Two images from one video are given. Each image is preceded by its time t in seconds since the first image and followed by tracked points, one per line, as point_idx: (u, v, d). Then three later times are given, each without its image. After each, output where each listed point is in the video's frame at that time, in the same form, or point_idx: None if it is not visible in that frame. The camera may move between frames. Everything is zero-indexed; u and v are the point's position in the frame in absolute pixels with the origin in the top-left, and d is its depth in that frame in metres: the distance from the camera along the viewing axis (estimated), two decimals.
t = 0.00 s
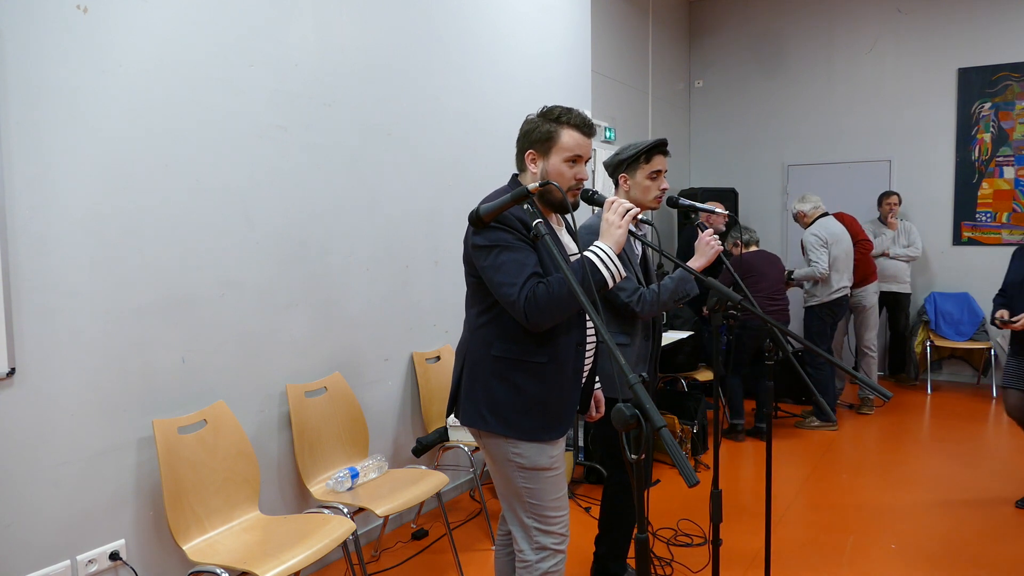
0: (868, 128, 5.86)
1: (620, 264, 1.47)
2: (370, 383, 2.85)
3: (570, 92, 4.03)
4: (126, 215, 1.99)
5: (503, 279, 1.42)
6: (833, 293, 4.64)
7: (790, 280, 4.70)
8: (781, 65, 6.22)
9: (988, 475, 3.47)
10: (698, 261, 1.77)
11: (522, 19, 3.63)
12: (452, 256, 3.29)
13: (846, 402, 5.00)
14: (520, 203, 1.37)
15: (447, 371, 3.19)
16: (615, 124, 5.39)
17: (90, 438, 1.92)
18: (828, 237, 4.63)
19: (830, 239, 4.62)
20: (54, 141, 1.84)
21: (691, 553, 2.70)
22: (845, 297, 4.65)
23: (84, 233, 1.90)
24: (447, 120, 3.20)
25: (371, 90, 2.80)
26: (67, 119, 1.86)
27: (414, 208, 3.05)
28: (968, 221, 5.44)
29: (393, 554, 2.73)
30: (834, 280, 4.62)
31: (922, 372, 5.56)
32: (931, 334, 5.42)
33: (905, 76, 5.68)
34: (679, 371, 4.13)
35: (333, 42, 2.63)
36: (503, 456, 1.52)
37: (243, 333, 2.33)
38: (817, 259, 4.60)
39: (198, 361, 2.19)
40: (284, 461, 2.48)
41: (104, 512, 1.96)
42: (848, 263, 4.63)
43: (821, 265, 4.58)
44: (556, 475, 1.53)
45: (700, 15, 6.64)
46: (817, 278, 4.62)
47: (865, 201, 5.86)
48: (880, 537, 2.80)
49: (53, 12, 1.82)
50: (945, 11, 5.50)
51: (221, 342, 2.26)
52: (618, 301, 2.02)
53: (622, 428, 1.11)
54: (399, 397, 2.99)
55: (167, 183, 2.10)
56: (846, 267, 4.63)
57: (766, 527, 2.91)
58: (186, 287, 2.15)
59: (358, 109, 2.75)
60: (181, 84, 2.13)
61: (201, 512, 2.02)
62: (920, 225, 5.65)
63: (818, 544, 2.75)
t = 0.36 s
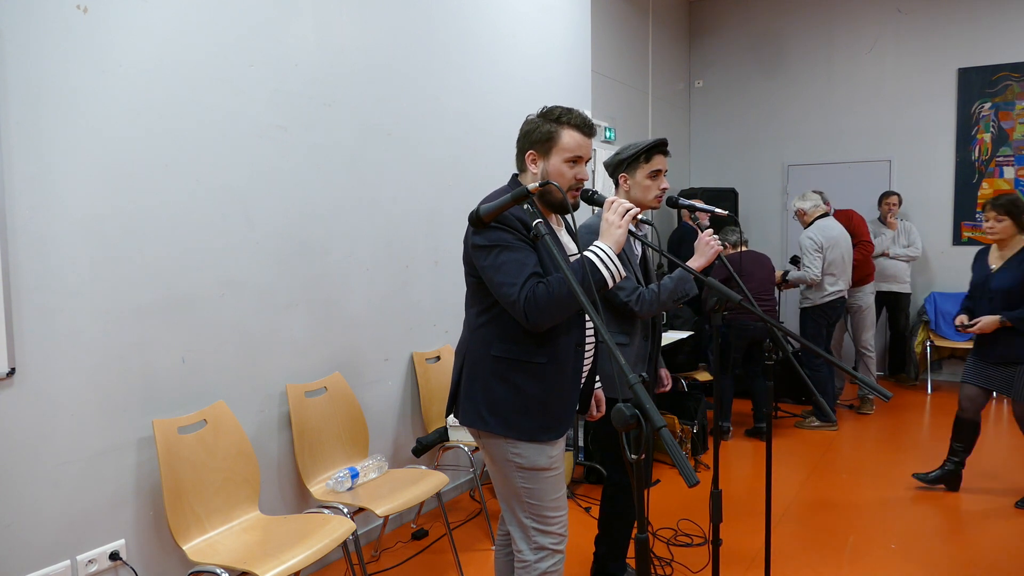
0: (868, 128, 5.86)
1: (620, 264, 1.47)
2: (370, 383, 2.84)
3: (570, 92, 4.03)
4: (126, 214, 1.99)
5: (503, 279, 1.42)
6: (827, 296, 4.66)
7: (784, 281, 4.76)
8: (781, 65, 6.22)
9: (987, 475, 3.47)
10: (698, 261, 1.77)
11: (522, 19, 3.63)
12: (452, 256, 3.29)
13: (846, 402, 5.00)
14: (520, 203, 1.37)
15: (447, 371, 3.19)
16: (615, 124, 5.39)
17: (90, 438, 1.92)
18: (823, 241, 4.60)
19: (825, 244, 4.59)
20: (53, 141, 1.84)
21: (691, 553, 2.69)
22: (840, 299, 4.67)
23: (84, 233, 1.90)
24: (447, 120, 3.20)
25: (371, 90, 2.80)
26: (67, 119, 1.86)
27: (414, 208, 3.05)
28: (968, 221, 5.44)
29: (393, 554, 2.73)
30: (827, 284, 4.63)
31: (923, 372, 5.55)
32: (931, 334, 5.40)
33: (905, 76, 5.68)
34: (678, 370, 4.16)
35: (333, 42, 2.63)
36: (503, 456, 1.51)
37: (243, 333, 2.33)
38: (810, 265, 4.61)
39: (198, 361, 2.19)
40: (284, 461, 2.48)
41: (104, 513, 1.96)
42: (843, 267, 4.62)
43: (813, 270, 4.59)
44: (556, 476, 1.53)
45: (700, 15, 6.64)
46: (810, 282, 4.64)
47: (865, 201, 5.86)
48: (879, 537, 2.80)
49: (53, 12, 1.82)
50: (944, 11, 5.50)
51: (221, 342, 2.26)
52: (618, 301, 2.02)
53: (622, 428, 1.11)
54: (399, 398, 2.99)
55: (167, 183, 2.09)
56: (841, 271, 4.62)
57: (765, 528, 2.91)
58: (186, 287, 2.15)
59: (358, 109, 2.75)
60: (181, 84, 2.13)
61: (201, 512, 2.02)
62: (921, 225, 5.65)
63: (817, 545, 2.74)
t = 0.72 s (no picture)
0: (868, 128, 5.86)
1: (620, 264, 1.47)
2: (370, 383, 2.84)
3: (569, 92, 4.03)
4: (126, 214, 1.99)
5: (503, 279, 1.42)
6: (824, 296, 4.67)
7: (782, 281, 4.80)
8: (781, 65, 6.22)
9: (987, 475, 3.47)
10: (698, 261, 1.78)
11: (522, 19, 3.63)
12: (452, 256, 3.29)
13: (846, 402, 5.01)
14: (520, 203, 1.37)
15: (446, 371, 3.18)
16: (615, 124, 5.39)
17: (90, 437, 1.92)
18: (821, 241, 4.61)
19: (823, 244, 4.60)
20: (53, 141, 1.84)
21: (691, 553, 2.69)
22: (837, 300, 4.66)
23: (84, 232, 1.90)
24: (447, 120, 3.20)
25: (371, 90, 2.80)
26: (68, 120, 1.86)
27: (414, 208, 3.05)
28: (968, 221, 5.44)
29: (393, 554, 2.73)
30: (823, 284, 4.64)
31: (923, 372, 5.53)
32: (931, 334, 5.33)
33: (905, 76, 5.68)
34: (678, 371, 4.16)
35: (333, 42, 2.63)
36: (504, 457, 1.51)
37: (243, 333, 2.33)
38: (806, 264, 4.66)
39: (198, 361, 2.19)
40: (284, 461, 2.48)
41: (104, 513, 1.96)
42: (842, 267, 4.60)
43: (809, 270, 4.63)
44: (556, 476, 1.54)
45: (700, 15, 6.64)
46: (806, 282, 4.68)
47: (864, 201, 5.86)
48: (879, 537, 2.80)
49: (53, 12, 1.82)
50: (944, 11, 5.50)
51: (222, 342, 2.26)
52: (618, 301, 2.02)
53: (622, 428, 1.11)
54: (399, 398, 2.99)
55: (167, 183, 2.10)
56: (839, 271, 4.60)
57: (765, 527, 2.91)
58: (185, 287, 2.15)
59: (358, 109, 2.75)
60: (181, 84, 2.13)
61: (201, 512, 2.02)
62: (921, 225, 5.65)
63: (817, 545, 2.74)
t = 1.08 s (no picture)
0: (868, 128, 5.86)
1: (620, 264, 1.47)
2: (370, 382, 2.85)
3: (569, 92, 4.03)
4: (126, 214, 1.99)
5: (503, 279, 1.42)
6: (826, 296, 4.67)
7: (783, 279, 4.73)
8: (781, 65, 6.22)
9: (986, 474, 3.48)
10: (698, 261, 1.78)
11: (522, 19, 3.63)
12: (452, 256, 3.29)
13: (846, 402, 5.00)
14: (520, 202, 1.37)
15: (446, 371, 3.18)
16: (615, 124, 5.39)
17: (90, 437, 1.92)
18: (827, 240, 4.58)
19: (829, 243, 4.57)
20: (53, 141, 1.84)
21: (691, 553, 2.69)
22: (837, 301, 4.69)
23: (85, 232, 1.90)
24: (447, 120, 3.20)
25: (371, 90, 2.80)
26: (68, 119, 1.86)
27: (414, 208, 3.05)
28: (968, 221, 5.44)
29: (393, 554, 2.73)
30: (826, 284, 4.64)
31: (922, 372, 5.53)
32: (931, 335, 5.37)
33: (905, 75, 5.68)
34: (678, 371, 4.17)
35: (333, 42, 2.63)
36: (503, 456, 1.51)
37: (243, 333, 2.33)
38: (810, 262, 4.60)
39: (198, 361, 2.19)
40: (284, 461, 2.48)
41: (104, 512, 1.96)
42: (844, 268, 4.62)
43: (814, 267, 4.58)
44: (555, 476, 1.53)
45: (700, 15, 6.64)
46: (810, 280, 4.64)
47: (864, 201, 5.86)
48: (880, 537, 2.80)
49: (53, 12, 1.82)
50: (944, 11, 5.50)
51: (222, 342, 2.26)
52: (618, 301, 2.01)
53: (622, 427, 1.11)
54: (399, 398, 2.99)
55: (168, 183, 2.10)
56: (841, 271, 4.61)
57: (765, 528, 2.91)
58: (185, 288, 2.15)
59: (359, 109, 2.75)
60: (182, 84, 2.13)
61: (201, 512, 2.02)
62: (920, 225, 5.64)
63: (817, 545, 2.74)
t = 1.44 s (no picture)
0: (868, 128, 5.86)
1: (620, 264, 1.47)
2: (370, 383, 2.85)
3: (569, 92, 4.03)
4: (126, 214, 1.99)
5: (503, 279, 1.42)
6: (825, 292, 4.66)
7: (783, 277, 4.74)
8: (781, 65, 6.22)
9: (986, 474, 3.48)
10: (699, 261, 1.79)
11: (522, 19, 3.63)
12: (452, 255, 3.29)
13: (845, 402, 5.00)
14: (520, 203, 1.37)
15: (446, 371, 3.19)
16: (615, 124, 5.39)
17: (90, 437, 1.92)
18: (824, 236, 4.62)
19: (826, 239, 4.60)
20: (53, 141, 1.84)
21: (691, 554, 2.69)
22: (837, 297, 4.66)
23: (85, 232, 1.90)
24: (447, 120, 3.20)
25: (371, 90, 2.80)
26: (68, 119, 1.86)
27: (415, 208, 3.05)
28: (968, 221, 5.44)
29: (394, 554, 2.73)
30: (825, 280, 4.65)
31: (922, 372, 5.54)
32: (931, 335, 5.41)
33: (905, 76, 5.68)
34: (678, 370, 4.18)
35: (333, 42, 2.63)
36: (504, 457, 1.51)
37: (244, 333, 2.33)
38: (809, 256, 4.64)
39: (199, 361, 2.19)
40: (284, 461, 2.48)
41: (104, 512, 1.96)
42: (842, 265, 4.62)
43: (812, 263, 4.61)
44: (556, 476, 1.54)
45: (700, 15, 6.64)
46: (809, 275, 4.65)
47: (864, 201, 5.86)
48: (880, 537, 2.80)
49: (53, 12, 1.82)
50: (944, 11, 5.50)
51: (222, 342, 2.26)
52: (621, 301, 2.02)
53: (622, 428, 1.11)
54: (399, 398, 2.99)
55: (168, 183, 2.10)
56: (839, 268, 4.62)
57: (765, 527, 2.92)
58: (185, 288, 2.15)
59: (359, 109, 2.75)
60: (181, 84, 2.13)
61: (201, 512, 2.02)
62: (920, 225, 5.64)
63: (817, 545, 2.74)
